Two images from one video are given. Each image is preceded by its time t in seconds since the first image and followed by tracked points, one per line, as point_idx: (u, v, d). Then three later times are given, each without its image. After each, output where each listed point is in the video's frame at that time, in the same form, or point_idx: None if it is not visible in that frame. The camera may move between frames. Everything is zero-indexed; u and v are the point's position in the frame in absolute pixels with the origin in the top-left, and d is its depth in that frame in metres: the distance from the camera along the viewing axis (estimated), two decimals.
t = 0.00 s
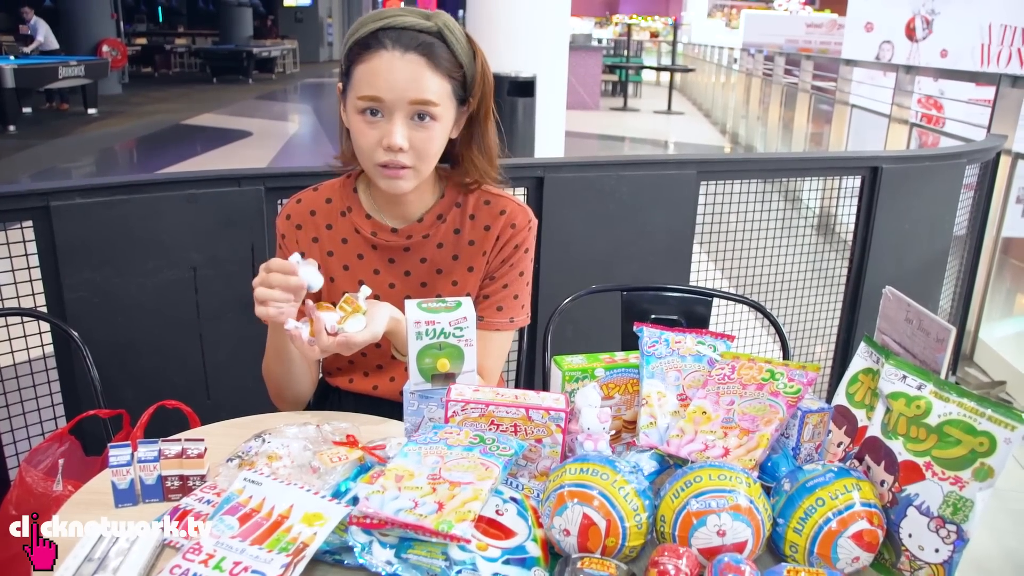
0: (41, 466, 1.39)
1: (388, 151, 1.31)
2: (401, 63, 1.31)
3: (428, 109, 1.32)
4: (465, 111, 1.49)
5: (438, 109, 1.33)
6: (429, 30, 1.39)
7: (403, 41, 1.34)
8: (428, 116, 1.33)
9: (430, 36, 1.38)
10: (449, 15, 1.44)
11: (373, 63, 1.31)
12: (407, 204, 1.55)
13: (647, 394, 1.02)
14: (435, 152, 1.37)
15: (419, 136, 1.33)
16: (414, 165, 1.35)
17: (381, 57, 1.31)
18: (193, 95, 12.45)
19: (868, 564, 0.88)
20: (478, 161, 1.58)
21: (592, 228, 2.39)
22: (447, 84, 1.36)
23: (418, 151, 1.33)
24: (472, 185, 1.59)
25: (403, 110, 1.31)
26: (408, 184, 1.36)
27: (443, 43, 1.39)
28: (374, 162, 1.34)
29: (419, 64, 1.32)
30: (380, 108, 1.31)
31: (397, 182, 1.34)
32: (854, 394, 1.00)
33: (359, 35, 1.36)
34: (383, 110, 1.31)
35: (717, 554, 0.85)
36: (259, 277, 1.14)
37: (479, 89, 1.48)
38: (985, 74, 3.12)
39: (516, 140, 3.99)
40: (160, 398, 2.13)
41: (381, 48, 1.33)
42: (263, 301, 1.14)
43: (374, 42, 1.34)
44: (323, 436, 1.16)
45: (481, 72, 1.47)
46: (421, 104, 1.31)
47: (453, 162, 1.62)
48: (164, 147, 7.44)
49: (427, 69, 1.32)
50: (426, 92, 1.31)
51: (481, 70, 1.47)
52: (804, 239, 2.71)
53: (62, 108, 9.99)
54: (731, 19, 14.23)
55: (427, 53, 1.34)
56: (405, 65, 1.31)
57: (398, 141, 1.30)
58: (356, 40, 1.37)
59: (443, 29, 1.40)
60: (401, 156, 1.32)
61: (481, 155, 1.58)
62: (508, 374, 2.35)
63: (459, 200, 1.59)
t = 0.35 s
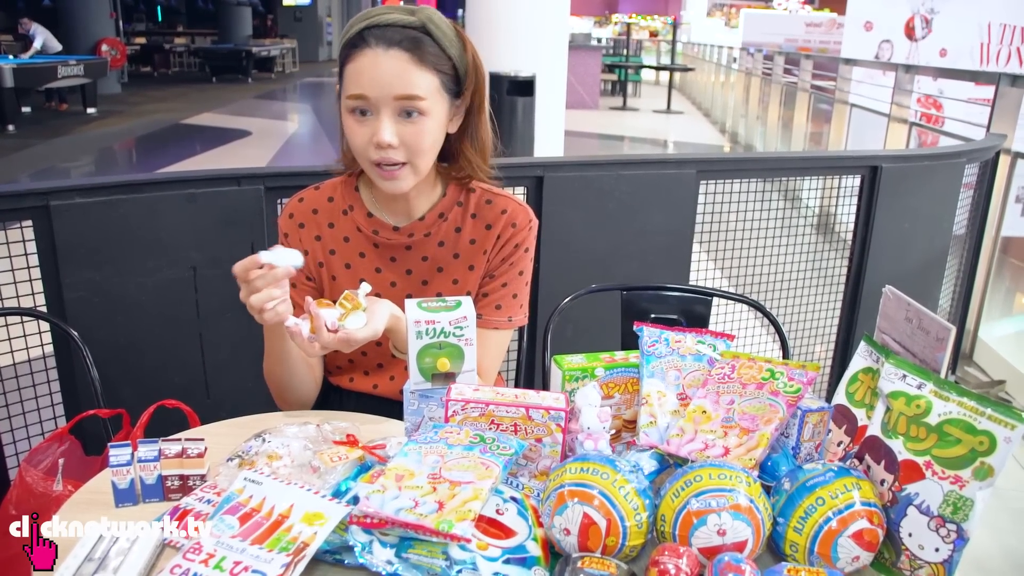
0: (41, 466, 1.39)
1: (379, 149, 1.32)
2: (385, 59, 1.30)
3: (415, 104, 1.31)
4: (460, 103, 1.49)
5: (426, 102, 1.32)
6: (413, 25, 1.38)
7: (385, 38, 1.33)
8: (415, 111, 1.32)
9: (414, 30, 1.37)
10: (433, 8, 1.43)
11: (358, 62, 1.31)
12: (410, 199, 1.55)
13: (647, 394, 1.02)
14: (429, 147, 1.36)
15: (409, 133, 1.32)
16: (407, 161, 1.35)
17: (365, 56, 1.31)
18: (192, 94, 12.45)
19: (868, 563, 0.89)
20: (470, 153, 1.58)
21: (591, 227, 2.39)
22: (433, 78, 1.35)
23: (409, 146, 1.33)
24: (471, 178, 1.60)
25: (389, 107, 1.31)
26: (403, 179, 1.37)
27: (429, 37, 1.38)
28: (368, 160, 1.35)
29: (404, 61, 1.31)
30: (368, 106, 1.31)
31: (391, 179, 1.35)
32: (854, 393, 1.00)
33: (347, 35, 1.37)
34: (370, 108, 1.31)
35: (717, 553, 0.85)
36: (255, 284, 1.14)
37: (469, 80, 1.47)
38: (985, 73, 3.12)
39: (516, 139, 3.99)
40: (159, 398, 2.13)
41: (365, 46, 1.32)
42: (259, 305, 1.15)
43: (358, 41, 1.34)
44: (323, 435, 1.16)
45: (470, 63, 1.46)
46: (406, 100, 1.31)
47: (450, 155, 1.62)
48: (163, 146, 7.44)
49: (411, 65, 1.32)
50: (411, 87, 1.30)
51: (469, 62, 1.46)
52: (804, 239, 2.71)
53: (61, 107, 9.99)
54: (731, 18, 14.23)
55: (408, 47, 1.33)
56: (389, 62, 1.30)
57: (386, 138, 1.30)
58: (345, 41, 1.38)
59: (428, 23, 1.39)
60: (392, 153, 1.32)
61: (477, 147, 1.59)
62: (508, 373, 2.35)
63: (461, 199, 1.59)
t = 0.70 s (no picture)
0: (41, 467, 1.39)
1: (375, 160, 1.33)
2: (388, 74, 1.30)
3: (413, 121, 1.32)
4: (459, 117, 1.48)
5: (425, 121, 1.33)
6: (417, 40, 1.37)
7: (387, 52, 1.33)
8: (413, 128, 1.32)
9: (416, 45, 1.36)
10: (439, 22, 1.42)
11: (359, 74, 1.31)
12: (405, 207, 1.56)
13: (647, 396, 1.02)
14: (423, 160, 1.37)
15: (404, 147, 1.33)
16: (400, 173, 1.36)
17: (368, 68, 1.30)
18: (192, 97, 12.46)
19: (868, 564, 0.89)
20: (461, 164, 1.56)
21: (591, 229, 2.39)
22: (433, 96, 1.35)
23: (404, 160, 1.34)
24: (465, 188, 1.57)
25: (386, 122, 1.31)
26: (394, 189, 1.38)
27: (432, 53, 1.38)
28: (362, 167, 1.35)
29: (405, 78, 1.31)
30: (366, 118, 1.31)
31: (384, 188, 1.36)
32: (853, 395, 1.00)
33: (351, 44, 1.37)
34: (369, 121, 1.31)
35: (718, 554, 0.85)
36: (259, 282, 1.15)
37: (468, 97, 1.46)
38: (984, 75, 3.13)
39: (515, 141, 4.00)
40: (160, 399, 2.13)
41: (366, 59, 1.32)
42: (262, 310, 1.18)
43: (361, 53, 1.34)
44: (324, 436, 1.16)
45: (473, 81, 1.45)
46: (405, 117, 1.30)
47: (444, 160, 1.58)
48: (163, 149, 7.44)
49: (412, 82, 1.31)
50: (411, 105, 1.30)
51: (470, 79, 1.45)
52: (803, 241, 2.71)
53: (61, 110, 9.99)
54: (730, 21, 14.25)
55: (409, 64, 1.32)
56: (391, 78, 1.30)
57: (382, 152, 1.31)
58: (349, 48, 1.37)
59: (431, 38, 1.38)
60: (386, 164, 1.33)
61: (469, 164, 1.56)
62: (508, 375, 2.35)
63: (455, 200, 1.59)
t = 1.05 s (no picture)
0: (45, 465, 1.40)
1: (374, 156, 1.33)
2: (365, 67, 1.31)
3: (400, 109, 1.32)
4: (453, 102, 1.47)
5: (411, 106, 1.33)
6: (392, 30, 1.39)
7: (364, 46, 1.34)
8: (402, 115, 1.32)
9: (392, 35, 1.38)
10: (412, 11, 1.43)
11: (343, 74, 1.33)
12: (419, 202, 1.56)
13: (650, 396, 1.02)
14: (422, 148, 1.37)
15: (398, 136, 1.33)
16: (402, 166, 1.36)
17: (349, 66, 1.33)
18: (195, 96, 12.49)
19: (871, 566, 0.89)
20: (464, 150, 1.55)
21: (594, 230, 2.39)
22: (416, 81, 1.35)
23: (402, 150, 1.34)
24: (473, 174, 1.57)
25: (375, 114, 1.31)
26: (401, 185, 1.37)
27: (410, 40, 1.38)
28: (366, 168, 1.36)
29: (385, 67, 1.32)
30: (355, 116, 1.32)
31: (389, 185, 1.37)
32: (858, 396, 1.01)
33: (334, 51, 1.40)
34: (359, 118, 1.32)
35: (721, 555, 0.85)
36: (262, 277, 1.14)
37: (457, 78, 1.45)
38: (988, 79, 3.14)
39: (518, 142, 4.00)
40: (163, 397, 2.13)
41: (347, 58, 1.34)
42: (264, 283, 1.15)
43: (342, 54, 1.36)
44: (328, 436, 1.16)
45: (458, 63, 1.45)
46: (390, 104, 1.31)
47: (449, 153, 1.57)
48: (166, 148, 7.45)
49: (393, 70, 1.32)
50: (391, 93, 1.31)
51: (454, 61, 1.44)
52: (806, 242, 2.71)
53: (65, 108, 10.02)
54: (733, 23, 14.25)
55: (388, 53, 1.33)
56: (370, 69, 1.31)
57: (377, 145, 1.31)
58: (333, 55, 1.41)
59: (404, 26, 1.39)
60: (385, 159, 1.34)
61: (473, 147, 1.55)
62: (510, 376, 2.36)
63: (475, 204, 1.60)
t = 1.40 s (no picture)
0: (46, 469, 1.39)
1: (374, 155, 1.33)
2: (370, 65, 1.32)
3: (402, 108, 1.32)
4: (456, 107, 1.48)
5: (414, 106, 1.33)
6: (400, 31, 1.40)
7: (371, 44, 1.35)
8: (404, 115, 1.33)
9: (399, 35, 1.39)
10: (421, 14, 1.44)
11: (348, 71, 1.33)
12: (419, 203, 1.55)
13: (650, 400, 1.03)
14: (422, 149, 1.36)
15: (399, 137, 1.33)
16: (402, 167, 1.36)
17: (354, 63, 1.33)
18: (196, 99, 12.51)
19: (871, 570, 0.88)
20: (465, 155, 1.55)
21: (594, 233, 2.39)
22: (420, 82, 1.35)
23: (402, 151, 1.34)
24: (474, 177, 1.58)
25: (378, 113, 1.32)
26: (399, 185, 1.37)
27: (416, 41, 1.40)
28: (365, 167, 1.36)
29: (389, 66, 1.33)
30: (358, 114, 1.32)
31: (387, 185, 1.36)
32: (857, 400, 1.01)
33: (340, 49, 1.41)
34: (361, 116, 1.32)
35: (721, 559, 0.85)
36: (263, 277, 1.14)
37: (462, 82, 1.46)
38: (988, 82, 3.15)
39: (518, 146, 4.01)
40: (163, 402, 2.13)
41: (353, 56, 1.35)
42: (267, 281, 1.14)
43: (348, 52, 1.37)
44: (327, 440, 1.16)
45: (463, 66, 1.45)
46: (392, 103, 1.31)
47: (449, 158, 1.58)
48: (167, 152, 7.46)
49: (398, 70, 1.33)
50: (395, 92, 1.31)
51: (459, 64, 1.45)
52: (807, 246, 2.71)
53: (66, 112, 10.03)
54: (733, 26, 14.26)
55: (393, 52, 1.34)
56: (375, 67, 1.32)
57: (378, 143, 1.31)
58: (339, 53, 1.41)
59: (412, 27, 1.40)
60: (384, 158, 1.33)
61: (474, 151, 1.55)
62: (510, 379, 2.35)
63: (476, 205, 1.60)
